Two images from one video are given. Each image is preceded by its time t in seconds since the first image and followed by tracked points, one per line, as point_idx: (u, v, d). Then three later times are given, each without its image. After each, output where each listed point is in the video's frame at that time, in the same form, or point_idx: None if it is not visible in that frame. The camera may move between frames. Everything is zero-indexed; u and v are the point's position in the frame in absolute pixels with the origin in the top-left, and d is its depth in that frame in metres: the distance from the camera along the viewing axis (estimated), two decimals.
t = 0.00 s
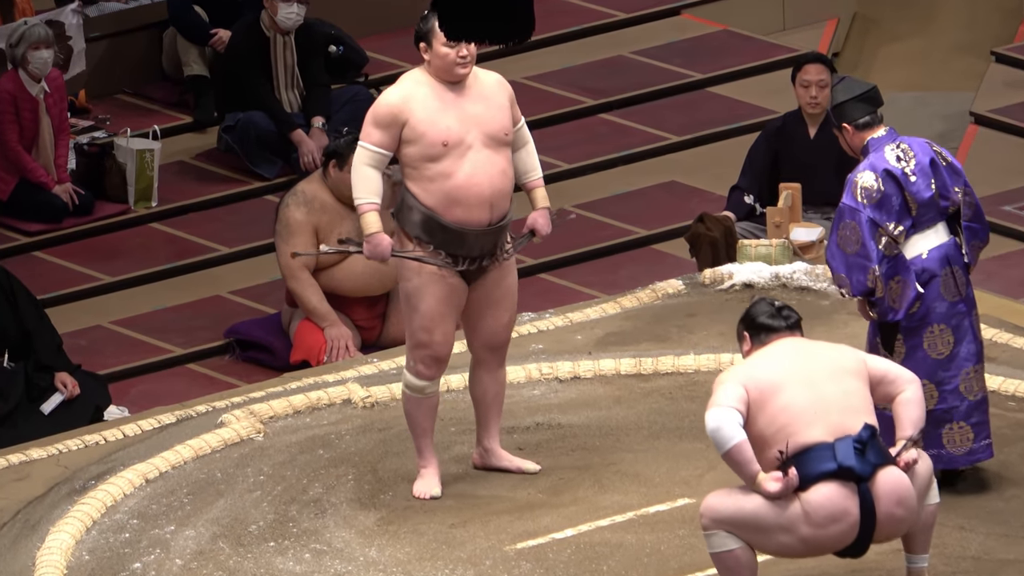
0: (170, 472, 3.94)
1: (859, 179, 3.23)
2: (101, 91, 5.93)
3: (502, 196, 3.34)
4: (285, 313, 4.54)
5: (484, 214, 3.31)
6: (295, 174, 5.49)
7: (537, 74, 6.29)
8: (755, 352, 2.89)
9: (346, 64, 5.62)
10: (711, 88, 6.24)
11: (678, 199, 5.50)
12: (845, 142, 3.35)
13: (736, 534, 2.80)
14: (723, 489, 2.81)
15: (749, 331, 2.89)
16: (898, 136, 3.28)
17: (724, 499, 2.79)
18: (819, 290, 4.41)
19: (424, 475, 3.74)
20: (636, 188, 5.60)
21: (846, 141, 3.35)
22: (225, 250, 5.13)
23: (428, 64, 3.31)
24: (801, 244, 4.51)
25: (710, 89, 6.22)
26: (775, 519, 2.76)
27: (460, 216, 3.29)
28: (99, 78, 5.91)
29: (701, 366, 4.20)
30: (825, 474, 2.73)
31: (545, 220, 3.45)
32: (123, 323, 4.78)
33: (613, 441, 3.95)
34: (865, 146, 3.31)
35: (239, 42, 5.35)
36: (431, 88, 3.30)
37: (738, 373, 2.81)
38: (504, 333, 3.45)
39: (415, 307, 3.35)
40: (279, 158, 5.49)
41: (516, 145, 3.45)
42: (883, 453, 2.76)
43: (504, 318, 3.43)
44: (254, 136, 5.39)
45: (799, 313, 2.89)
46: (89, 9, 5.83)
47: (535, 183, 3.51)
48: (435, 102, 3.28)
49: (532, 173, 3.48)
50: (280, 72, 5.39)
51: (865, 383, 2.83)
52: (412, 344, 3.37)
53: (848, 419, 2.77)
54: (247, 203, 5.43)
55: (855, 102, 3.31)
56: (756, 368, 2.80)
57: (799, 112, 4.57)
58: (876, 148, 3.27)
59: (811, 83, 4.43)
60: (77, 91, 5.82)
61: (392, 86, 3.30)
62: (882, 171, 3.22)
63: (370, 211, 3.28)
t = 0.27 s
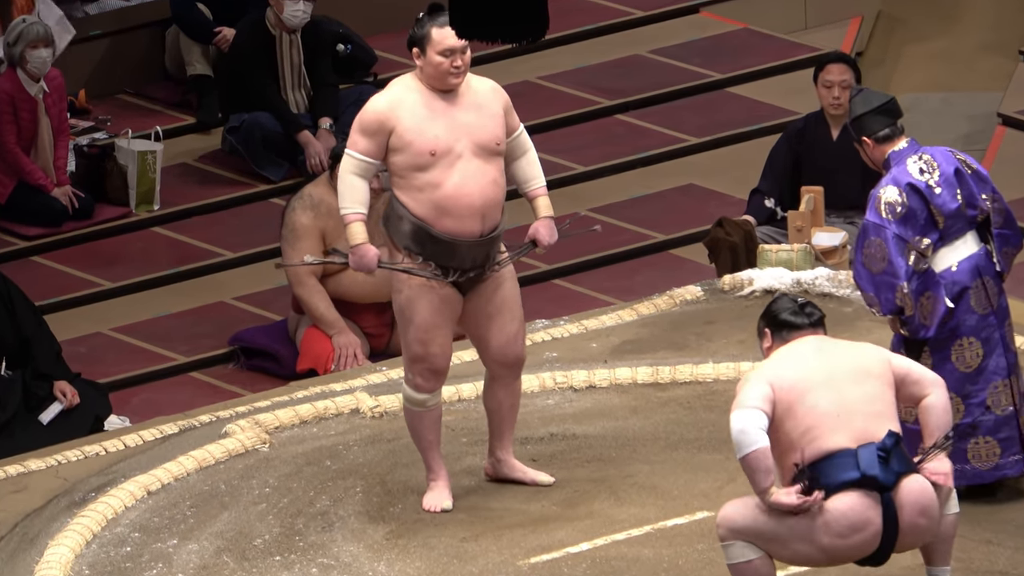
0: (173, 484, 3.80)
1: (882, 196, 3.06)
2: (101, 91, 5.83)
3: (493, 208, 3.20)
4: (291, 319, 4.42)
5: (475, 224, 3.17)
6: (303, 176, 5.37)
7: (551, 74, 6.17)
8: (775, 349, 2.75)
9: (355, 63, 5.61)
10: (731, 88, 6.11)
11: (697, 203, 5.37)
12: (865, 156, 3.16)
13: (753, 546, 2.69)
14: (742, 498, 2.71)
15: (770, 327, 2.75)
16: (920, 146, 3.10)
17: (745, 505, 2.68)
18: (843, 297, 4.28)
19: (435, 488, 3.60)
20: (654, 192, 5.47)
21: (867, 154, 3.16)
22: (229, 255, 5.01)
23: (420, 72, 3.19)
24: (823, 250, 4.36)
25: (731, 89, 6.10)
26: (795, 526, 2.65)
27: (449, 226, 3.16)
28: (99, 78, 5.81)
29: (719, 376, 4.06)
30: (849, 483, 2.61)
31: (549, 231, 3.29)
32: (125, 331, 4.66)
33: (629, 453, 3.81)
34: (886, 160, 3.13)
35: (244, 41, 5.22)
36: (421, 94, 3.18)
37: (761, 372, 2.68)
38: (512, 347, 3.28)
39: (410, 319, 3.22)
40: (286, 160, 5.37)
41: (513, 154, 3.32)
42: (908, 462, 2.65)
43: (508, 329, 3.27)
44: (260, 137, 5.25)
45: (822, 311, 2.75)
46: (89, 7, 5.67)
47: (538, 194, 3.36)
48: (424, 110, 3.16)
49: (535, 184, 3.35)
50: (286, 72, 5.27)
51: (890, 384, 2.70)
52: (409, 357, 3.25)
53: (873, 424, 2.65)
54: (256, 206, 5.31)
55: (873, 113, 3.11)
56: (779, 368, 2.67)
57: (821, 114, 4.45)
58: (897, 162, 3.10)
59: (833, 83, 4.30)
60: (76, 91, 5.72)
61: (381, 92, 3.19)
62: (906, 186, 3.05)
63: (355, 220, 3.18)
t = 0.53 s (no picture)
0: (175, 496, 3.66)
1: (916, 215, 2.92)
2: (104, 92, 5.71)
3: (496, 214, 3.07)
4: (299, 327, 4.30)
5: (477, 231, 3.04)
6: (311, 178, 5.27)
7: (566, 73, 6.04)
8: (806, 372, 2.63)
9: (364, 62, 5.48)
10: (751, 88, 5.97)
11: (718, 207, 5.24)
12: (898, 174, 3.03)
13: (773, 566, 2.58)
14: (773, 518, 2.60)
15: (801, 351, 2.62)
16: (954, 160, 2.97)
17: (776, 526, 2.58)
18: (867, 303, 4.17)
19: (446, 501, 3.44)
20: (672, 196, 5.33)
21: (899, 173, 3.02)
22: (234, 261, 4.89)
23: (417, 75, 3.04)
24: (847, 255, 4.26)
25: (750, 89, 5.96)
26: (823, 557, 2.55)
27: (450, 234, 3.03)
28: (101, 77, 5.68)
29: (740, 386, 3.92)
30: (878, 519, 2.51)
31: (547, 230, 3.20)
32: (126, 339, 4.54)
33: (648, 465, 3.64)
34: (919, 177, 2.99)
35: (250, 39, 5.10)
36: (419, 99, 3.03)
37: (789, 402, 2.56)
38: (517, 355, 3.11)
39: (413, 330, 3.09)
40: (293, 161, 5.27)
41: (512, 153, 3.18)
42: (941, 497, 2.54)
43: (514, 337, 3.11)
44: (267, 139, 5.14)
45: (856, 336, 2.62)
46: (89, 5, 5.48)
47: (536, 193, 3.23)
48: (422, 117, 3.01)
49: (532, 183, 3.22)
50: (291, 71, 5.15)
51: (921, 413, 2.58)
52: (414, 370, 3.12)
53: (905, 458, 2.53)
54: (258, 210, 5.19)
55: (904, 129, 2.98)
56: (807, 399, 2.55)
57: (846, 114, 4.35)
58: (930, 178, 2.96)
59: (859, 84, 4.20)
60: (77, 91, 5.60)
61: (377, 97, 3.03)
62: (941, 204, 2.91)
63: (355, 231, 3.03)
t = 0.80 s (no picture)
0: (171, 514, 3.51)
1: (967, 222, 2.80)
2: (99, 94, 5.58)
3: (501, 222, 2.93)
4: (299, 338, 4.18)
5: (482, 240, 2.90)
6: (311, 185, 5.15)
7: (579, 75, 5.90)
8: (830, 374, 2.57)
9: (369, 64, 5.37)
10: (770, 90, 5.84)
11: (735, 214, 5.10)
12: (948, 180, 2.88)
13: None
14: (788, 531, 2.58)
15: (826, 352, 2.56)
16: (1005, 167, 2.84)
17: (792, 539, 2.55)
18: (889, 315, 4.04)
19: (452, 519, 3.22)
20: (687, 203, 5.19)
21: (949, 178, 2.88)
22: (233, 268, 4.77)
23: (418, 82, 2.90)
24: (869, 264, 4.13)
25: (769, 92, 5.82)
26: (844, 570, 2.52)
27: (454, 244, 2.89)
28: (96, 78, 5.55)
29: (756, 400, 3.76)
30: (903, 532, 2.47)
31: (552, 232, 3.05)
32: (121, 350, 4.43)
33: (661, 481, 3.44)
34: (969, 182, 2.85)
35: (249, 40, 4.95)
36: (419, 105, 2.89)
37: (811, 409, 2.51)
38: (525, 369, 2.97)
39: (417, 344, 2.95)
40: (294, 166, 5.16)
41: (516, 154, 3.04)
42: (967, 509, 2.50)
43: (521, 350, 2.97)
44: (268, 142, 5.03)
45: (882, 339, 2.56)
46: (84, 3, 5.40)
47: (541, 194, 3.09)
48: (423, 124, 2.88)
49: (535, 183, 3.07)
50: (291, 72, 5.01)
51: (948, 421, 2.53)
52: (418, 385, 2.97)
53: (931, 467, 2.49)
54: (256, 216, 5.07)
55: (957, 133, 2.83)
56: (831, 407, 2.50)
57: (867, 118, 4.25)
58: (983, 184, 2.83)
59: (881, 86, 4.09)
60: (70, 93, 5.47)
61: (374, 104, 2.89)
62: (994, 211, 2.79)
63: (356, 241, 2.89)
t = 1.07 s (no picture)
0: (165, 528, 3.37)
1: None
2: (89, 97, 5.49)
3: (502, 229, 2.82)
4: (295, 347, 4.08)
5: (484, 247, 2.80)
6: (308, 190, 5.05)
7: (584, 77, 5.80)
8: (844, 393, 2.46)
9: (368, 65, 5.28)
10: (781, 93, 5.73)
11: (745, 220, 4.99)
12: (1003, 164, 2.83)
13: None
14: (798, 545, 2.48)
15: (842, 369, 2.45)
16: None
17: (798, 556, 2.45)
18: (903, 323, 3.95)
19: (453, 533, 3.06)
20: (694, 209, 5.09)
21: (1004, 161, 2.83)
22: (227, 277, 4.68)
23: (417, 85, 2.80)
24: (882, 271, 4.04)
25: (781, 94, 5.71)
26: None
27: (455, 251, 2.79)
28: (87, 79, 5.46)
29: (766, 412, 3.65)
30: (916, 555, 2.38)
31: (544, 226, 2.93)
32: (113, 360, 4.34)
33: (670, 494, 3.31)
34: None
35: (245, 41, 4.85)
36: (418, 108, 2.79)
37: (821, 429, 2.40)
38: (530, 378, 2.86)
39: (417, 354, 2.84)
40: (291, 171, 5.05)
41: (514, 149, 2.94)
42: (982, 531, 2.41)
43: (526, 359, 2.86)
44: (263, 146, 4.94)
45: (900, 358, 2.45)
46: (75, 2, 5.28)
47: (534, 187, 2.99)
48: (422, 130, 2.78)
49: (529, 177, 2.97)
50: (288, 75, 4.90)
51: (962, 440, 2.44)
52: (419, 397, 2.86)
53: (945, 487, 2.39)
54: (246, 223, 4.98)
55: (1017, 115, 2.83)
56: (841, 426, 2.40)
57: (880, 121, 4.15)
58: None
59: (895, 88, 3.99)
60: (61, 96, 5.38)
61: (371, 107, 2.80)
62: None
63: (353, 237, 2.79)
